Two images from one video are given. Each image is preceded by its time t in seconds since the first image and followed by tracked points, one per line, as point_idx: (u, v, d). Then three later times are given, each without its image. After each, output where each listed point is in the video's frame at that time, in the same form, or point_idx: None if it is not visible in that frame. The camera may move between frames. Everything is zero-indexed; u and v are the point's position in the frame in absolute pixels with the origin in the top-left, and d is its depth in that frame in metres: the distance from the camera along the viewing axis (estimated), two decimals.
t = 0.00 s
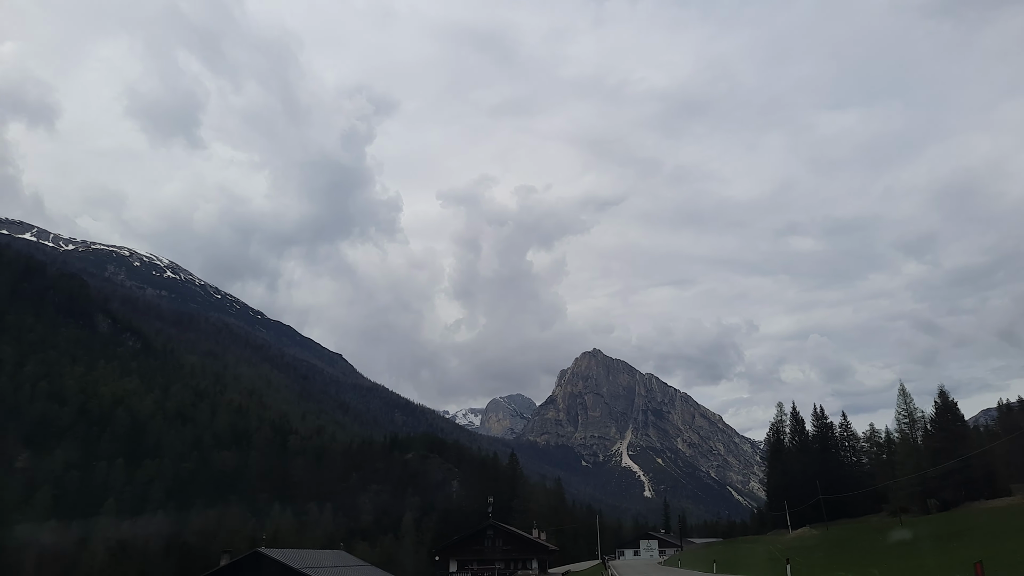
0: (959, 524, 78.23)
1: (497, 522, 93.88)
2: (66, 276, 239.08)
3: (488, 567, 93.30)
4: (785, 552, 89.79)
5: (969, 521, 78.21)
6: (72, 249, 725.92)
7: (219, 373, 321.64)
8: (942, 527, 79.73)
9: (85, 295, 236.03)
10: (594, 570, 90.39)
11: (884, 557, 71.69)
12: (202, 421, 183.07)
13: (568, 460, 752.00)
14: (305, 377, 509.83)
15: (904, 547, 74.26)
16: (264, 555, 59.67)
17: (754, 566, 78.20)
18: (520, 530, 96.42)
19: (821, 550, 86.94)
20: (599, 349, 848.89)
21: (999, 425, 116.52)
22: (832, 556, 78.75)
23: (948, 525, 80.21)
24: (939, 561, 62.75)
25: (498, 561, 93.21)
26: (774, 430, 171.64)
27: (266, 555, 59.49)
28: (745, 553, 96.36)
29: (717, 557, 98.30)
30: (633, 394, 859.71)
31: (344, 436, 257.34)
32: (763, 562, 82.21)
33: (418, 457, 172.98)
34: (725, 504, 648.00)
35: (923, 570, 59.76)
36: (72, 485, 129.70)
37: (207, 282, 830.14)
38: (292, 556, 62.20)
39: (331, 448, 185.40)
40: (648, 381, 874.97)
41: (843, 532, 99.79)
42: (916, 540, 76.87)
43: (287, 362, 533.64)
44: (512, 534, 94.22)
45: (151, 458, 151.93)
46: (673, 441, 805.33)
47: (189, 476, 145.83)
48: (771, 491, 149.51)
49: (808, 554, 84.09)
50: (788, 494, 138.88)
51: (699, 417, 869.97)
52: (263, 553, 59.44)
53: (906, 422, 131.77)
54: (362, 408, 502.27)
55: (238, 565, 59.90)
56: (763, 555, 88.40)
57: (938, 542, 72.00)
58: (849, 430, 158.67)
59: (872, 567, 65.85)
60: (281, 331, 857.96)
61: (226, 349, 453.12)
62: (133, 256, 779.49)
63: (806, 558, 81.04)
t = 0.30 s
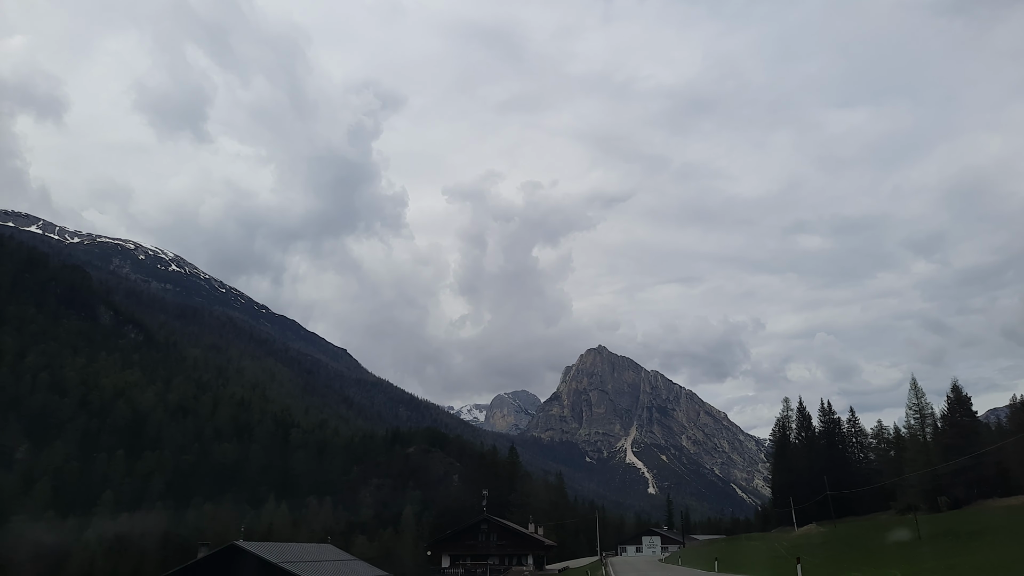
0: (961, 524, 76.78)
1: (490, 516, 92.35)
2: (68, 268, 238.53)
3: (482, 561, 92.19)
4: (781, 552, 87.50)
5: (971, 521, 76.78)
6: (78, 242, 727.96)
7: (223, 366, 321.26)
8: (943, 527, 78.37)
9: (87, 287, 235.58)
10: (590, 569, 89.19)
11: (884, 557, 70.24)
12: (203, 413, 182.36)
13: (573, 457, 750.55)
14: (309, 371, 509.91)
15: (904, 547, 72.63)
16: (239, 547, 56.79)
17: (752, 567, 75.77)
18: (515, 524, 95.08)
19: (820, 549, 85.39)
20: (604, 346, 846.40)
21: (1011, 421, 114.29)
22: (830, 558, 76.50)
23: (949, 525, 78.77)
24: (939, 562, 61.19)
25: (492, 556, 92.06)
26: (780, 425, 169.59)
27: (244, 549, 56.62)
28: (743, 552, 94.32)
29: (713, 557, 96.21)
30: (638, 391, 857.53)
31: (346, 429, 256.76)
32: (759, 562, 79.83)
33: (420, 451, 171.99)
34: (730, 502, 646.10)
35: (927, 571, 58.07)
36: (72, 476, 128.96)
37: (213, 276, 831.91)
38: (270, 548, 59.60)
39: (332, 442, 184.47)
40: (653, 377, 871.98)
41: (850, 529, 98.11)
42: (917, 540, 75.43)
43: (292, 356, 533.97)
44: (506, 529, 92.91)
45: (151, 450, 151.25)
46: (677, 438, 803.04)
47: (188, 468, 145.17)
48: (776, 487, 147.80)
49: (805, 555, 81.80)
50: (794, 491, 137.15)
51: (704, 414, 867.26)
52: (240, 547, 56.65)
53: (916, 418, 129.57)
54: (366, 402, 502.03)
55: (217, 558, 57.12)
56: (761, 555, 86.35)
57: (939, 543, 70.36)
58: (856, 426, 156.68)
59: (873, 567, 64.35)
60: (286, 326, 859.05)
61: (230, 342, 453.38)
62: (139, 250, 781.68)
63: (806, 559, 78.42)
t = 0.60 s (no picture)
0: (963, 522, 75.23)
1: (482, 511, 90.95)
2: (68, 263, 237.65)
3: (475, 558, 90.69)
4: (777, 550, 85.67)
5: (973, 519, 75.28)
6: (82, 239, 728.65)
7: (225, 363, 320.53)
8: (944, 526, 76.83)
9: (88, 283, 234.76)
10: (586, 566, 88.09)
11: (884, 556, 68.63)
12: (202, 409, 181.22)
13: (576, 454, 748.87)
14: (312, 368, 509.57)
15: (907, 546, 70.63)
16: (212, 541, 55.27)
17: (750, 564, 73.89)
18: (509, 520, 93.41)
19: (819, 547, 83.81)
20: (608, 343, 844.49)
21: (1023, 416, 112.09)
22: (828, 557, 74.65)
23: (951, 523, 77.21)
24: (943, 561, 59.13)
25: (484, 553, 90.45)
26: (785, 420, 167.59)
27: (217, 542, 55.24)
28: (739, 550, 92.32)
29: (708, 555, 94.24)
30: (641, 388, 855.25)
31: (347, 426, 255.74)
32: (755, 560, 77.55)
33: (420, 447, 170.73)
34: (734, 499, 644.14)
35: (939, 569, 56.35)
36: (70, 472, 127.88)
37: (216, 273, 832.88)
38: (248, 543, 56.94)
39: (333, 438, 183.29)
40: (657, 375, 869.49)
41: (853, 527, 96.52)
42: (918, 538, 73.98)
43: (294, 352, 533.33)
44: (500, 525, 91.09)
45: (150, 447, 150.28)
46: (681, 435, 801.02)
47: (187, 465, 144.21)
48: (780, 483, 146.03)
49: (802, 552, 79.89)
50: (799, 486, 135.41)
51: (708, 411, 864.85)
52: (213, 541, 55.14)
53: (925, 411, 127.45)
54: (369, 399, 501.39)
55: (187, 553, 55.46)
56: (756, 553, 84.36)
57: (943, 541, 68.58)
58: (863, 421, 154.63)
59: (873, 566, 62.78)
60: (289, 323, 859.32)
61: (233, 339, 453.07)
62: (143, 247, 782.42)
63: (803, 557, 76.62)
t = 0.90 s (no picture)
0: (964, 526, 73.95)
1: (475, 513, 87.25)
2: (69, 266, 236.89)
3: (467, 563, 86.60)
4: (781, 554, 83.66)
5: (974, 524, 74.04)
6: (85, 244, 729.39)
7: (226, 366, 319.48)
8: (945, 530, 75.54)
9: (88, 286, 233.89)
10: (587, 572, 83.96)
11: (884, 561, 67.11)
12: (202, 412, 179.76)
13: (579, 457, 745.88)
14: (314, 371, 508.43)
15: (910, 551, 69.07)
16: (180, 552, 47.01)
17: (753, 568, 71.75)
18: (503, 524, 89.13)
19: (819, 551, 82.30)
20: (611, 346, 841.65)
21: None
22: (832, 561, 72.54)
23: (951, 527, 75.93)
24: (952, 566, 57.38)
25: (478, 557, 86.01)
26: (790, 420, 165.55)
27: (187, 551, 46.61)
28: (740, 554, 90.30)
29: (709, 559, 92.28)
30: (645, 391, 852.08)
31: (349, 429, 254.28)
32: (756, 565, 75.43)
33: (421, 450, 169.26)
34: (738, 502, 640.53)
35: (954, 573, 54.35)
36: (67, 476, 126.45)
37: (219, 278, 832.71)
38: (216, 549, 48.74)
39: (333, 441, 181.76)
40: (660, 377, 866.25)
41: (856, 530, 94.74)
42: (919, 543, 72.75)
43: (296, 356, 532.17)
44: (494, 528, 86.97)
45: (148, 450, 148.87)
46: (685, 438, 797.60)
47: (186, 469, 142.80)
48: (786, 484, 144.02)
49: (805, 557, 77.79)
50: (804, 487, 133.41)
51: (711, 414, 861.56)
52: (184, 550, 46.57)
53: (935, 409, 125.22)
54: (372, 402, 500.02)
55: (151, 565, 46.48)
56: (757, 558, 82.30)
57: (944, 547, 67.29)
58: (870, 420, 152.48)
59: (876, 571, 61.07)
60: (292, 327, 859.04)
61: (235, 343, 452.09)
62: (146, 252, 783.50)
63: (803, 561, 74.39)
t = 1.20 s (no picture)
0: (958, 518, 73.34)
1: (473, 513, 81.43)
2: (69, 277, 236.50)
3: (469, 565, 81.23)
4: (792, 547, 81.33)
5: (968, 516, 73.38)
6: (89, 256, 731.32)
7: (231, 373, 318.82)
8: (939, 522, 74.90)
9: (89, 297, 233.48)
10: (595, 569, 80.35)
11: (876, 553, 66.73)
12: (207, 420, 178.65)
13: (589, 455, 743.54)
14: (321, 376, 507.95)
15: (902, 544, 68.42)
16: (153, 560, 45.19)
17: (766, 562, 69.61)
18: (503, 522, 83.68)
19: (811, 544, 81.37)
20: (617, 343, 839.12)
21: None
22: (845, 553, 70.21)
23: (945, 519, 75.34)
24: (972, 556, 55.21)
25: (478, 559, 80.41)
26: (800, 408, 163.40)
27: (160, 561, 44.52)
28: (751, 549, 88.07)
29: (720, 554, 89.92)
30: (652, 387, 848.86)
31: (355, 432, 253.39)
32: (768, 558, 73.16)
33: (427, 451, 167.94)
34: (750, 495, 637.27)
35: (975, 562, 52.42)
36: (69, 487, 125.31)
37: (224, 286, 833.66)
38: (198, 558, 47.00)
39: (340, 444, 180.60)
40: (668, 372, 862.80)
41: (858, 521, 93.63)
42: (911, 534, 72.31)
43: (302, 361, 531.93)
44: (495, 527, 81.48)
45: (152, 459, 147.69)
46: (694, 432, 794.57)
47: (190, 476, 141.70)
48: (797, 474, 142.10)
49: (818, 549, 75.54)
50: (817, 477, 131.33)
51: (720, 408, 857.70)
52: (157, 559, 44.55)
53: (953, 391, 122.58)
54: (379, 406, 499.13)
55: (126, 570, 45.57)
56: (769, 551, 79.99)
57: (938, 539, 66.66)
58: (882, 406, 150.22)
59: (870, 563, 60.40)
60: (298, 333, 859.98)
61: (241, 350, 451.67)
62: (150, 262, 784.88)
63: (819, 552, 72.12)
